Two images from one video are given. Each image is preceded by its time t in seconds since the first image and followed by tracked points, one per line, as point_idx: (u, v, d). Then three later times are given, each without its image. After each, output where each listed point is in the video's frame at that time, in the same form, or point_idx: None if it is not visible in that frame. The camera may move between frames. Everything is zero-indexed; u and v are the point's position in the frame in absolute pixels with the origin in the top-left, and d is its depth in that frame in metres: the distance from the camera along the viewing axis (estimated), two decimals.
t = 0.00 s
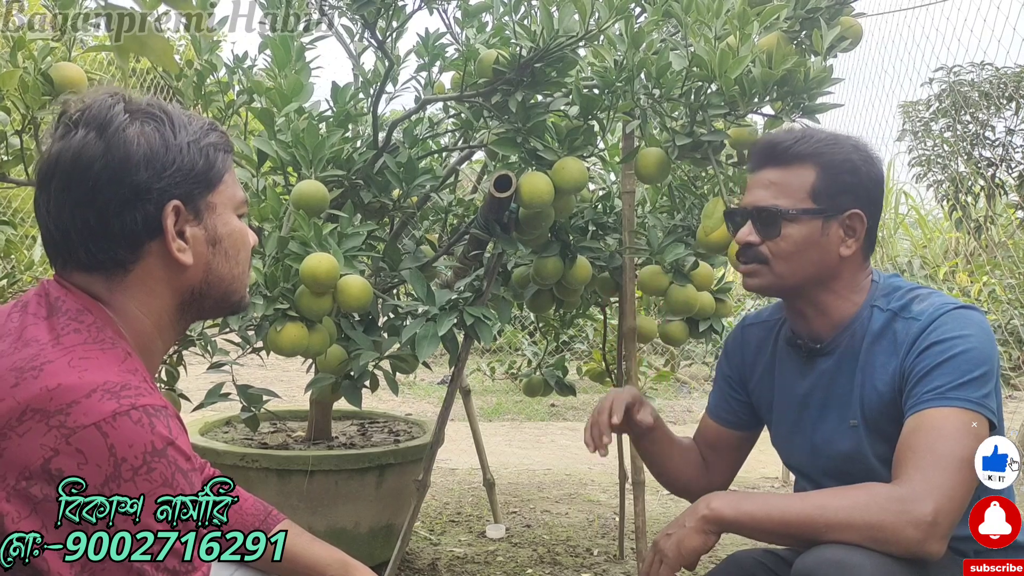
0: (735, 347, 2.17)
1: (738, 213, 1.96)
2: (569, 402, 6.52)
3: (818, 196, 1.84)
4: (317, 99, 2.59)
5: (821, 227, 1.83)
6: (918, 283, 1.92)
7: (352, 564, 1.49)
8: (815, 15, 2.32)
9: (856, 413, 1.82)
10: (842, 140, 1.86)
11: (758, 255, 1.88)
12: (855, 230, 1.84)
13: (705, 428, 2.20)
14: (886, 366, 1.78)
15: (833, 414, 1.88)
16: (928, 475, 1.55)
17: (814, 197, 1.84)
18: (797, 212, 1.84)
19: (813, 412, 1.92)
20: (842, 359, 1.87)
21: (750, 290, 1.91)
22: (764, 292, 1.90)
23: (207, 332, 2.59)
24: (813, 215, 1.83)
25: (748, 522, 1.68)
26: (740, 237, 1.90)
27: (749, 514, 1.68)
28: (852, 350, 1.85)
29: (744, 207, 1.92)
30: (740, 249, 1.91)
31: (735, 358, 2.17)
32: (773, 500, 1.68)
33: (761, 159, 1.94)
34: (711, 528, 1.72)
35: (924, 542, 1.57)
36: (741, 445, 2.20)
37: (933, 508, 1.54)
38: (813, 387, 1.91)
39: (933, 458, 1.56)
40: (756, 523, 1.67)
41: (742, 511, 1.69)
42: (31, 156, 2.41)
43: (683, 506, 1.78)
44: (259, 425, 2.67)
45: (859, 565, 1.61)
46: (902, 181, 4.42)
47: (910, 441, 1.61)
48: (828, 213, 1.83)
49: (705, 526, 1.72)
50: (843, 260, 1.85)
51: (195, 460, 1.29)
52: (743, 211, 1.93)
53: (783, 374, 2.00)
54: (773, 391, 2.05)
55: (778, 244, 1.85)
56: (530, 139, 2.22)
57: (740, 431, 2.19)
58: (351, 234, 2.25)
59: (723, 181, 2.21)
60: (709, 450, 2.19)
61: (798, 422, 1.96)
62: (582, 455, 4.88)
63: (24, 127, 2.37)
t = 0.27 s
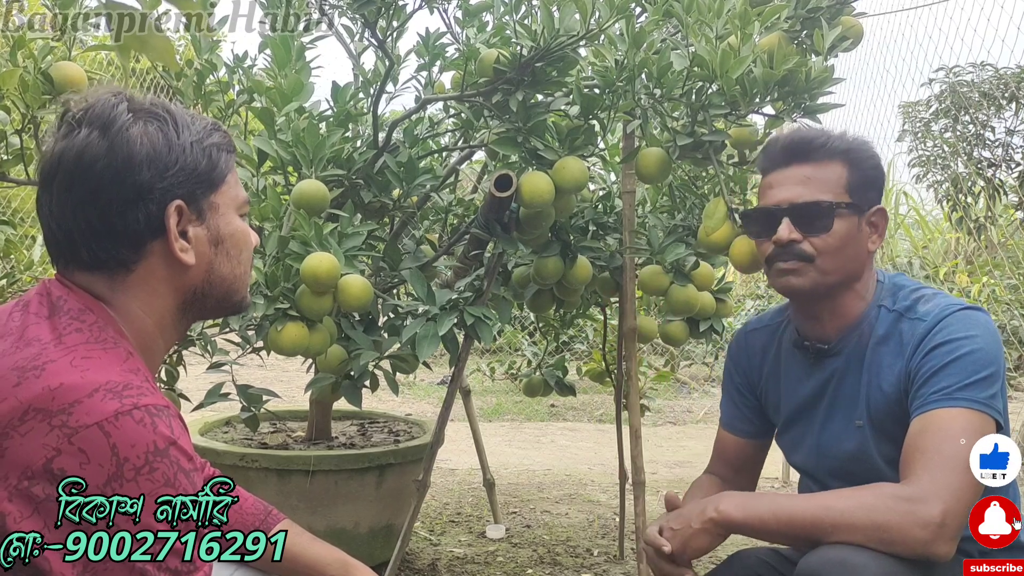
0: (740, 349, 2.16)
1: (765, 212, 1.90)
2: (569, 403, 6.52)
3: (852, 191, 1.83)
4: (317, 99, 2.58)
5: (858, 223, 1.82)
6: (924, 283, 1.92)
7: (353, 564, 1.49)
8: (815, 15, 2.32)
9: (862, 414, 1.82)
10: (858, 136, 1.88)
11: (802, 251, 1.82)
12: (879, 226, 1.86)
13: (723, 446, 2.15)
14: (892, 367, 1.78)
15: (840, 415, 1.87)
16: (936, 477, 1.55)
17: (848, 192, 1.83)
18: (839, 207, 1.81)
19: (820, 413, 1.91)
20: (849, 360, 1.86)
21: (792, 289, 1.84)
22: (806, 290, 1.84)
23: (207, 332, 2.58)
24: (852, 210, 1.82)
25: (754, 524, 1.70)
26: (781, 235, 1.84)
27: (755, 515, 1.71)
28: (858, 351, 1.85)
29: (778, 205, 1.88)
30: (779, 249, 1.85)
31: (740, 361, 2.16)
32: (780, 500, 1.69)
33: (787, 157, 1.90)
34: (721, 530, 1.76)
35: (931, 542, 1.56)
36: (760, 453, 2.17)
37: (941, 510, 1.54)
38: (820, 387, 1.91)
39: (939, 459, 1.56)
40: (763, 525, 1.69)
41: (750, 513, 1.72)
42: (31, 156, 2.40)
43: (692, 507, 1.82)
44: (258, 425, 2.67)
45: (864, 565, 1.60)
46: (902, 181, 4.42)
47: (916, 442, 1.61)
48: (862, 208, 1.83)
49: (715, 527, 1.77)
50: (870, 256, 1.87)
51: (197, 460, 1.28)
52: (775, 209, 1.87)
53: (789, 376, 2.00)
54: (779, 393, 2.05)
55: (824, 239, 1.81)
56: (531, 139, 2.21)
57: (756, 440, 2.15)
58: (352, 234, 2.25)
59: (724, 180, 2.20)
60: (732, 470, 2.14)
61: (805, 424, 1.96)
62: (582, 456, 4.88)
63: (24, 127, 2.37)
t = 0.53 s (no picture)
0: (742, 350, 2.16)
1: (777, 209, 1.88)
2: (568, 403, 6.51)
3: (862, 187, 1.84)
4: (317, 99, 2.58)
5: (870, 218, 1.83)
6: (927, 284, 1.92)
7: (353, 564, 1.48)
8: (815, 15, 2.32)
9: (865, 414, 1.82)
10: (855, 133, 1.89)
11: (822, 247, 1.81)
12: (884, 224, 1.88)
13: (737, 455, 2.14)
14: (895, 367, 1.78)
15: (844, 415, 1.87)
16: (938, 477, 1.55)
17: (859, 188, 1.84)
18: (854, 202, 1.82)
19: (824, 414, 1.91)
20: (853, 360, 1.86)
21: (814, 287, 1.83)
22: (826, 286, 1.83)
23: (206, 332, 2.58)
24: (865, 205, 1.83)
25: (755, 527, 1.71)
26: (801, 230, 1.81)
27: (756, 518, 1.71)
28: (862, 352, 1.85)
29: (794, 202, 1.85)
30: (799, 245, 1.82)
31: (742, 363, 2.16)
32: (780, 505, 1.69)
33: (798, 153, 1.88)
34: (723, 535, 1.76)
35: (931, 544, 1.55)
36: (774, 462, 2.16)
37: (941, 509, 1.54)
38: (823, 388, 1.91)
39: (941, 460, 1.56)
40: (764, 529, 1.70)
41: (750, 517, 1.72)
42: (30, 155, 2.40)
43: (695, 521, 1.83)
44: (257, 425, 2.66)
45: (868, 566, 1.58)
46: (901, 182, 4.42)
47: (918, 443, 1.61)
48: (873, 203, 1.85)
49: (718, 534, 1.77)
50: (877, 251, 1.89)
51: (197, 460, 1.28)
52: (790, 206, 1.85)
53: (791, 377, 2.00)
54: (781, 394, 2.04)
55: (843, 234, 1.80)
56: (530, 139, 2.21)
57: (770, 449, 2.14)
58: (351, 234, 2.24)
59: (723, 181, 2.20)
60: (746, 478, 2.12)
61: (808, 425, 1.96)
62: (581, 456, 4.88)
63: (23, 126, 2.37)
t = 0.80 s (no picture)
0: (743, 352, 2.16)
1: (778, 211, 1.88)
2: (568, 403, 6.51)
3: (863, 187, 1.84)
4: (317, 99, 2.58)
5: (871, 218, 1.83)
6: (928, 285, 1.92)
7: (355, 565, 1.49)
8: (815, 16, 2.32)
9: (868, 416, 1.82)
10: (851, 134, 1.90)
11: (823, 247, 1.80)
12: (884, 224, 1.88)
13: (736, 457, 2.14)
14: (898, 370, 1.78)
15: (847, 417, 1.87)
16: (942, 480, 1.55)
17: (860, 187, 1.84)
18: (855, 201, 1.81)
19: (826, 416, 1.91)
20: (855, 362, 1.86)
21: (816, 285, 1.82)
22: (829, 286, 1.82)
23: (206, 332, 2.58)
24: (866, 205, 1.82)
25: (756, 525, 1.70)
26: (802, 231, 1.81)
27: (757, 516, 1.71)
28: (864, 354, 1.85)
29: (795, 202, 1.85)
30: (801, 245, 1.82)
31: (743, 364, 2.16)
32: (783, 504, 1.69)
33: (798, 154, 1.89)
34: (723, 530, 1.77)
35: (933, 547, 1.55)
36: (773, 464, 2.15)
37: (945, 514, 1.54)
38: (825, 390, 1.91)
39: (944, 463, 1.56)
40: (765, 526, 1.70)
41: (752, 514, 1.72)
42: (30, 155, 2.40)
43: (695, 514, 1.83)
44: (257, 425, 2.66)
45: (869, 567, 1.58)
46: (900, 183, 4.42)
47: (921, 446, 1.61)
48: (874, 203, 1.85)
49: (719, 529, 1.77)
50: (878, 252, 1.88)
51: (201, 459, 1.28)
52: (791, 207, 1.85)
53: (792, 378, 2.00)
54: (782, 396, 2.04)
55: (845, 234, 1.80)
56: (530, 140, 2.21)
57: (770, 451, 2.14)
58: (351, 234, 2.24)
59: (723, 182, 2.20)
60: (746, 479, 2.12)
61: (809, 426, 1.96)
62: (581, 457, 4.88)
63: (23, 126, 2.37)
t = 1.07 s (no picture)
0: (742, 352, 2.16)
1: (775, 213, 1.88)
2: (567, 404, 6.51)
3: (859, 188, 1.84)
4: (317, 100, 2.58)
5: (867, 220, 1.83)
6: (927, 286, 1.93)
7: (355, 565, 1.49)
8: (814, 17, 2.32)
9: (867, 417, 1.82)
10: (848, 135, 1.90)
11: (819, 250, 1.80)
12: (883, 225, 1.88)
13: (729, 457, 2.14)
14: (897, 370, 1.78)
15: (847, 418, 1.87)
16: (941, 481, 1.55)
17: (856, 189, 1.84)
18: (851, 203, 1.81)
19: (826, 417, 1.91)
20: (855, 363, 1.86)
21: (811, 288, 1.82)
22: (825, 289, 1.82)
23: (206, 332, 2.58)
24: (862, 206, 1.82)
25: (756, 528, 1.71)
26: (798, 233, 1.81)
27: (756, 520, 1.71)
28: (864, 356, 1.85)
29: (790, 205, 1.85)
30: (796, 248, 1.82)
31: (742, 364, 2.16)
32: (782, 506, 1.69)
33: (794, 156, 1.89)
34: (722, 536, 1.77)
35: (934, 549, 1.56)
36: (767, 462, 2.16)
37: (945, 514, 1.54)
38: (825, 391, 1.91)
39: (944, 463, 1.56)
40: (764, 530, 1.70)
41: (751, 518, 1.72)
42: (30, 155, 2.40)
43: (694, 521, 1.84)
44: (256, 426, 2.66)
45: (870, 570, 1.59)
46: (900, 184, 4.42)
47: (921, 446, 1.61)
48: (870, 204, 1.85)
49: (717, 534, 1.77)
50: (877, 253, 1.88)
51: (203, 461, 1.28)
52: (788, 209, 1.85)
53: (792, 379, 2.00)
54: (782, 397, 2.04)
55: (839, 237, 1.80)
56: (530, 140, 2.21)
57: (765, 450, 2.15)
58: (351, 235, 2.24)
59: (723, 183, 2.20)
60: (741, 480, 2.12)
61: (809, 428, 1.96)
62: (580, 457, 4.88)
63: (23, 126, 2.37)
